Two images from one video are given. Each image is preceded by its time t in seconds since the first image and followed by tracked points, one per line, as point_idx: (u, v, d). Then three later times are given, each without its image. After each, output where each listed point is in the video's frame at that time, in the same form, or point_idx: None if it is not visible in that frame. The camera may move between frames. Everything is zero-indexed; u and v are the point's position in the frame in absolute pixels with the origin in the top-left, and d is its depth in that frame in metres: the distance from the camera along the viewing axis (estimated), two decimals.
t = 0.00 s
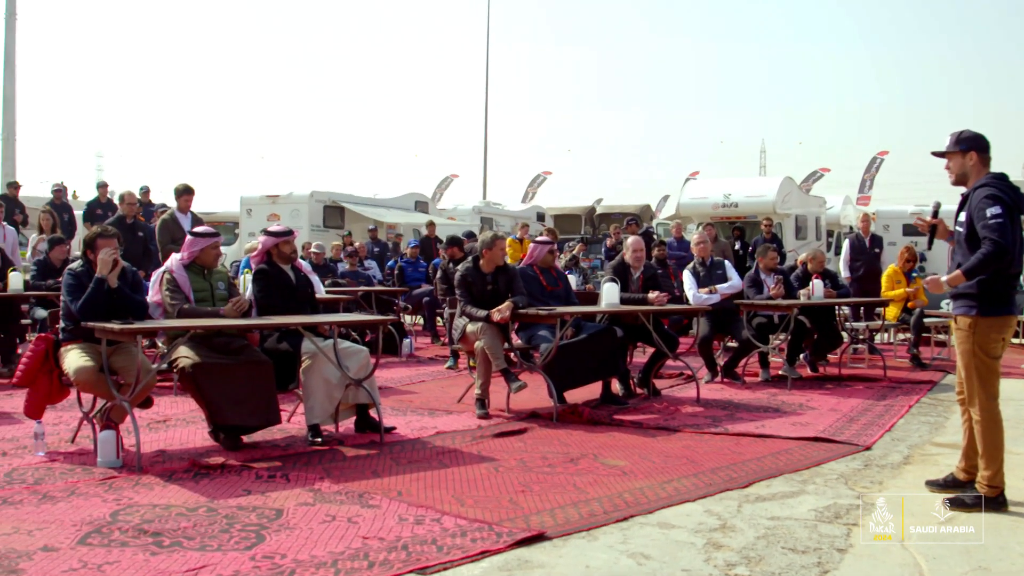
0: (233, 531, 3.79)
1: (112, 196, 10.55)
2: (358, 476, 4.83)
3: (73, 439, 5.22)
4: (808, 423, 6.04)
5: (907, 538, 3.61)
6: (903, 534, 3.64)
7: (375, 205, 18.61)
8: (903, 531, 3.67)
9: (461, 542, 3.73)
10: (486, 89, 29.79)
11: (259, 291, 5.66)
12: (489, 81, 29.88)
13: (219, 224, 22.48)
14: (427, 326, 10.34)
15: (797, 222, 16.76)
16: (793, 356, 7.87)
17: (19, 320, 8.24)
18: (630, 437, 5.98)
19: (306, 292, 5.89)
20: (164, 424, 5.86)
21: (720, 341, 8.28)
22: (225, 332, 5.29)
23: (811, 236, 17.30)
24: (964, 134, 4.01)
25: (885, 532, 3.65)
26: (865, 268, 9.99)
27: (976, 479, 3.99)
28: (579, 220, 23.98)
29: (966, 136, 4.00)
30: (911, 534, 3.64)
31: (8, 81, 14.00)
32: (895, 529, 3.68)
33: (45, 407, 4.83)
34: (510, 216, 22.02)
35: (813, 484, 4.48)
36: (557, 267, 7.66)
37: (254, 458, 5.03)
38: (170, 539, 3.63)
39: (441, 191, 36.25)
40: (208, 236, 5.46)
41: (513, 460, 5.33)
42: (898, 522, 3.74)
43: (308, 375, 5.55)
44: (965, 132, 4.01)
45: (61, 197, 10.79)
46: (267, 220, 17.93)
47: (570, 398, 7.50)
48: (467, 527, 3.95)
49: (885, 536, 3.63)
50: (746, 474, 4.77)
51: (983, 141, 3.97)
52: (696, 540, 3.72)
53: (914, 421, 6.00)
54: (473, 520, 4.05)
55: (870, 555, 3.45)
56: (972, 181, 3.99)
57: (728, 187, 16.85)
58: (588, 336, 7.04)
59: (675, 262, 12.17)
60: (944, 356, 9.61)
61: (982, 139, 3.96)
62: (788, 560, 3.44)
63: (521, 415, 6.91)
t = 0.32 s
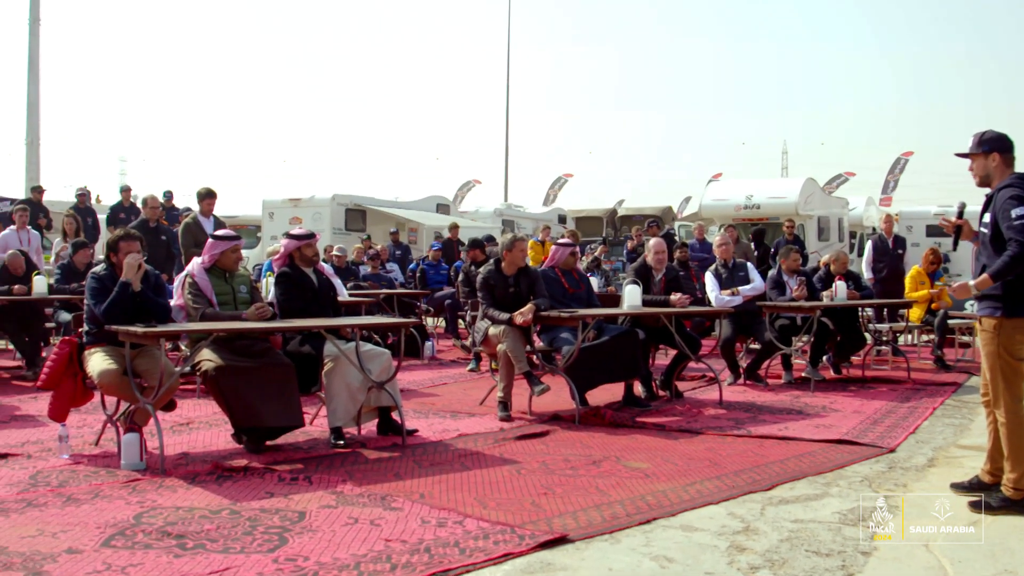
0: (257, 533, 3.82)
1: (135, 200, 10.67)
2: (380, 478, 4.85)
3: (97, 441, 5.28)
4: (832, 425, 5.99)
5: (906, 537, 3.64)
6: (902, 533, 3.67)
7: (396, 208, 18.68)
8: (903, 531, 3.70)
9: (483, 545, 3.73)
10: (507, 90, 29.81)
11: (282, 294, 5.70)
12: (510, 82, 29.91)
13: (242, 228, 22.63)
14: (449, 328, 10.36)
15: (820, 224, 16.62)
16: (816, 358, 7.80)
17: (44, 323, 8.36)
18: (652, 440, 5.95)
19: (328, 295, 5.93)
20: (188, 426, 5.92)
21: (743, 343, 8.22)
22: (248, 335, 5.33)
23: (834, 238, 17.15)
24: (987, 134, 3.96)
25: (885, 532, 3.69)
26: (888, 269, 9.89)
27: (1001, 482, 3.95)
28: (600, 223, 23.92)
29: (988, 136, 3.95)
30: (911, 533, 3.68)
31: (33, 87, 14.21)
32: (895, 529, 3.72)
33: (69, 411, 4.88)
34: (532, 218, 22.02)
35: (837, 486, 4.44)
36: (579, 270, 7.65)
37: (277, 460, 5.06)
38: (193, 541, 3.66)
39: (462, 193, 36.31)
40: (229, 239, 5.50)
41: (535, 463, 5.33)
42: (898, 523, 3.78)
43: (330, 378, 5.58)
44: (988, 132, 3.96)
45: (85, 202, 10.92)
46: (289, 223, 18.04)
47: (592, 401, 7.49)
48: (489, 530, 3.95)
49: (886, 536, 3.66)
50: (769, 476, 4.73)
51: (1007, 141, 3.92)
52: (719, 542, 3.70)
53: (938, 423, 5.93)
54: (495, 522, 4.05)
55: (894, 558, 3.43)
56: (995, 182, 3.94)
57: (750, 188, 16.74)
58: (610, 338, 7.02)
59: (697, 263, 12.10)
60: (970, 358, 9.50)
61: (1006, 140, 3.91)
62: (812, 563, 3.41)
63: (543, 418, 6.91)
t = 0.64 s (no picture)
0: (282, 535, 3.85)
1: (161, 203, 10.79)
2: (405, 481, 4.88)
3: (123, 443, 5.35)
4: (858, 429, 5.93)
5: (905, 537, 3.68)
6: (900, 533, 3.72)
7: (420, 210, 18.75)
8: (902, 532, 3.75)
9: (508, 548, 3.73)
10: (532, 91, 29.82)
11: (307, 296, 5.75)
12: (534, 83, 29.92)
13: (267, 230, 22.77)
14: (474, 331, 10.38)
15: (845, 227, 16.47)
16: (842, 362, 7.73)
17: (71, 325, 8.48)
18: (677, 443, 5.92)
19: (354, 297, 5.97)
20: (213, 428, 5.98)
21: (768, 346, 8.16)
22: (274, 337, 5.38)
23: (860, 241, 16.99)
24: (1015, 136, 3.90)
25: (885, 532, 3.73)
26: (914, 272, 9.77)
27: None
28: (625, 226, 23.87)
29: (1016, 137, 3.89)
30: (909, 533, 3.72)
31: (60, 92, 14.43)
32: (894, 530, 3.77)
33: (95, 412, 4.95)
34: (556, 221, 22.01)
35: (863, 490, 4.40)
36: (603, 272, 7.64)
37: (301, 463, 5.11)
38: (218, 543, 3.70)
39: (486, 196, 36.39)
40: (253, 241, 5.55)
41: (560, 465, 5.33)
42: (897, 523, 3.83)
43: (355, 380, 5.61)
44: (1015, 134, 3.91)
45: (112, 204, 11.06)
46: (314, 226, 18.17)
47: (617, 404, 7.47)
48: (514, 532, 3.95)
49: (885, 536, 3.71)
50: (795, 480, 4.69)
51: None
52: (744, 546, 3.68)
53: (965, 428, 5.85)
54: (520, 525, 4.05)
55: (922, 563, 3.40)
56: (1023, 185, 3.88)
57: (775, 191, 16.62)
58: (635, 341, 7.00)
59: (722, 266, 12.03)
60: (998, 361, 9.36)
61: None
62: (838, 568, 3.38)
63: (568, 420, 6.91)
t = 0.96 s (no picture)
0: (307, 536, 3.89)
1: (187, 205, 10.91)
2: (429, 482, 4.90)
3: (149, 444, 5.42)
4: (884, 431, 5.86)
5: (905, 537, 3.70)
6: (901, 533, 3.74)
7: (444, 212, 18.81)
8: (902, 532, 3.76)
9: (533, 549, 3.74)
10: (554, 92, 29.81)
11: (332, 297, 5.79)
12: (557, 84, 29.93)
13: (291, 232, 22.92)
14: (498, 332, 10.40)
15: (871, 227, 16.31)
16: (869, 362, 7.65)
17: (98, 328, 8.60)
18: (701, 444, 5.89)
19: (378, 299, 6.00)
20: (238, 430, 6.04)
21: (794, 347, 8.10)
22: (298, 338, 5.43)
23: (885, 241, 16.81)
24: None
25: (885, 533, 3.75)
26: (940, 272, 9.66)
27: None
28: (648, 227, 23.79)
29: None
30: (909, 533, 3.75)
31: (86, 96, 14.64)
32: (894, 530, 3.78)
33: (122, 414, 5.03)
34: (580, 222, 21.99)
35: (890, 492, 4.36)
36: (627, 273, 7.62)
37: (326, 464, 5.14)
38: (244, 544, 3.74)
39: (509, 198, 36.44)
40: (279, 244, 5.61)
41: (584, 467, 5.33)
42: (898, 524, 3.85)
43: (379, 382, 5.64)
44: None
45: (138, 208, 11.21)
46: (338, 228, 18.29)
47: (641, 405, 7.45)
48: (539, 534, 3.96)
49: (885, 536, 3.72)
50: (820, 482, 4.65)
51: None
52: (770, 548, 3.65)
53: (994, 429, 5.77)
54: (544, 527, 4.06)
55: (948, 565, 3.37)
56: None
57: (800, 191, 16.49)
58: (659, 343, 6.97)
59: (746, 267, 11.97)
60: None
61: None
62: (864, 570, 3.36)
63: (592, 422, 6.89)
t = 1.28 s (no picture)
0: (330, 537, 3.92)
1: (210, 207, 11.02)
2: (451, 484, 4.92)
3: (172, 446, 5.49)
4: (909, 432, 5.81)
5: (905, 537, 3.71)
6: (901, 533, 3.74)
7: (466, 214, 18.85)
8: (902, 532, 3.77)
9: (555, 550, 3.75)
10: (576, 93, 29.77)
11: (355, 299, 5.83)
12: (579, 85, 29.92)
13: (313, 234, 23.05)
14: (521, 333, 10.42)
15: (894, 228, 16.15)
16: (893, 363, 7.59)
17: (122, 329, 8.72)
18: (723, 446, 5.87)
19: (400, 300, 6.04)
20: (262, 431, 6.09)
21: (817, 347, 8.03)
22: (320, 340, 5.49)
23: (909, 242, 16.64)
24: None
25: (885, 533, 3.76)
26: (964, 271, 9.55)
27: None
28: (670, 228, 23.72)
29: None
30: (910, 534, 3.75)
31: (109, 100, 14.83)
32: (895, 530, 3.79)
33: (145, 416, 5.09)
34: (602, 224, 21.99)
35: (915, 493, 4.32)
36: (649, 274, 7.60)
37: (349, 465, 5.18)
38: (267, 545, 3.78)
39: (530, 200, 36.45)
40: (301, 246, 5.67)
41: (607, 468, 5.33)
42: (897, 524, 3.85)
43: (402, 383, 5.67)
44: None
45: (161, 210, 11.34)
46: (360, 230, 18.39)
47: (664, 406, 7.43)
48: (561, 535, 3.96)
49: (885, 536, 3.73)
50: (845, 483, 4.61)
51: None
52: (794, 550, 3.63)
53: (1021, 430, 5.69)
54: (567, 528, 4.06)
55: (974, 567, 3.33)
56: None
57: (823, 192, 16.35)
58: (681, 343, 6.95)
59: (769, 267, 11.90)
60: None
61: None
62: (889, 572, 3.33)
63: (614, 423, 6.88)
